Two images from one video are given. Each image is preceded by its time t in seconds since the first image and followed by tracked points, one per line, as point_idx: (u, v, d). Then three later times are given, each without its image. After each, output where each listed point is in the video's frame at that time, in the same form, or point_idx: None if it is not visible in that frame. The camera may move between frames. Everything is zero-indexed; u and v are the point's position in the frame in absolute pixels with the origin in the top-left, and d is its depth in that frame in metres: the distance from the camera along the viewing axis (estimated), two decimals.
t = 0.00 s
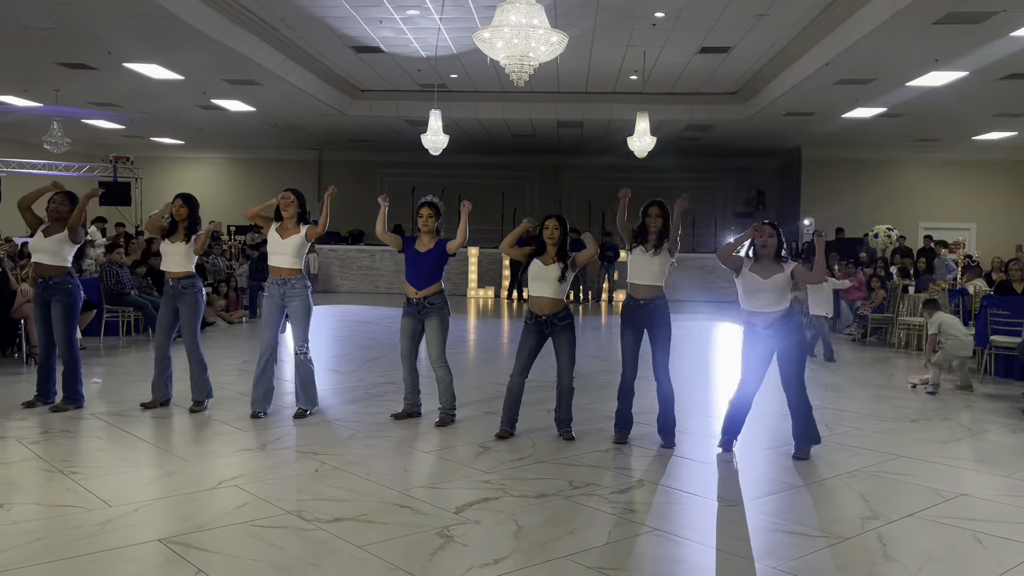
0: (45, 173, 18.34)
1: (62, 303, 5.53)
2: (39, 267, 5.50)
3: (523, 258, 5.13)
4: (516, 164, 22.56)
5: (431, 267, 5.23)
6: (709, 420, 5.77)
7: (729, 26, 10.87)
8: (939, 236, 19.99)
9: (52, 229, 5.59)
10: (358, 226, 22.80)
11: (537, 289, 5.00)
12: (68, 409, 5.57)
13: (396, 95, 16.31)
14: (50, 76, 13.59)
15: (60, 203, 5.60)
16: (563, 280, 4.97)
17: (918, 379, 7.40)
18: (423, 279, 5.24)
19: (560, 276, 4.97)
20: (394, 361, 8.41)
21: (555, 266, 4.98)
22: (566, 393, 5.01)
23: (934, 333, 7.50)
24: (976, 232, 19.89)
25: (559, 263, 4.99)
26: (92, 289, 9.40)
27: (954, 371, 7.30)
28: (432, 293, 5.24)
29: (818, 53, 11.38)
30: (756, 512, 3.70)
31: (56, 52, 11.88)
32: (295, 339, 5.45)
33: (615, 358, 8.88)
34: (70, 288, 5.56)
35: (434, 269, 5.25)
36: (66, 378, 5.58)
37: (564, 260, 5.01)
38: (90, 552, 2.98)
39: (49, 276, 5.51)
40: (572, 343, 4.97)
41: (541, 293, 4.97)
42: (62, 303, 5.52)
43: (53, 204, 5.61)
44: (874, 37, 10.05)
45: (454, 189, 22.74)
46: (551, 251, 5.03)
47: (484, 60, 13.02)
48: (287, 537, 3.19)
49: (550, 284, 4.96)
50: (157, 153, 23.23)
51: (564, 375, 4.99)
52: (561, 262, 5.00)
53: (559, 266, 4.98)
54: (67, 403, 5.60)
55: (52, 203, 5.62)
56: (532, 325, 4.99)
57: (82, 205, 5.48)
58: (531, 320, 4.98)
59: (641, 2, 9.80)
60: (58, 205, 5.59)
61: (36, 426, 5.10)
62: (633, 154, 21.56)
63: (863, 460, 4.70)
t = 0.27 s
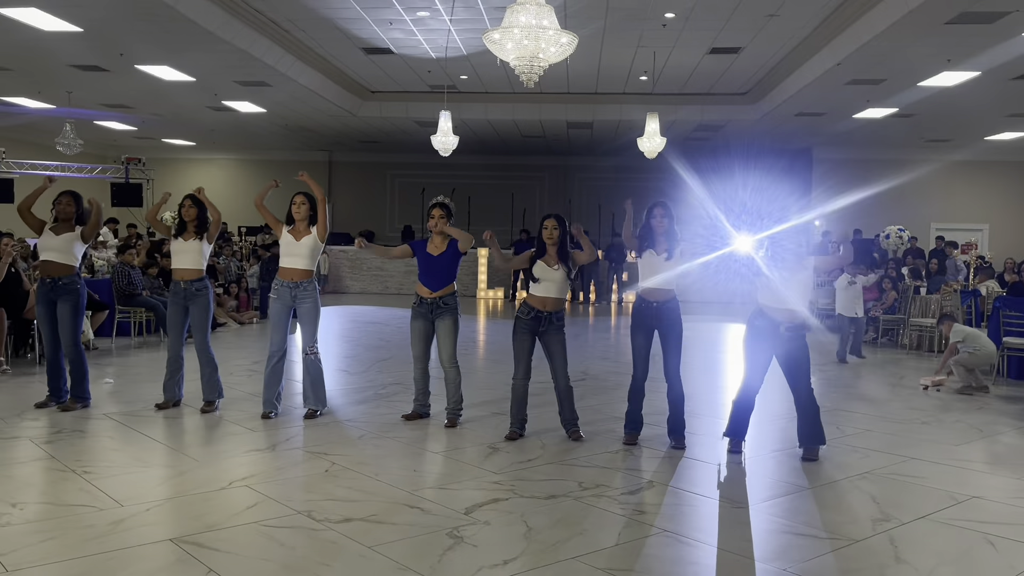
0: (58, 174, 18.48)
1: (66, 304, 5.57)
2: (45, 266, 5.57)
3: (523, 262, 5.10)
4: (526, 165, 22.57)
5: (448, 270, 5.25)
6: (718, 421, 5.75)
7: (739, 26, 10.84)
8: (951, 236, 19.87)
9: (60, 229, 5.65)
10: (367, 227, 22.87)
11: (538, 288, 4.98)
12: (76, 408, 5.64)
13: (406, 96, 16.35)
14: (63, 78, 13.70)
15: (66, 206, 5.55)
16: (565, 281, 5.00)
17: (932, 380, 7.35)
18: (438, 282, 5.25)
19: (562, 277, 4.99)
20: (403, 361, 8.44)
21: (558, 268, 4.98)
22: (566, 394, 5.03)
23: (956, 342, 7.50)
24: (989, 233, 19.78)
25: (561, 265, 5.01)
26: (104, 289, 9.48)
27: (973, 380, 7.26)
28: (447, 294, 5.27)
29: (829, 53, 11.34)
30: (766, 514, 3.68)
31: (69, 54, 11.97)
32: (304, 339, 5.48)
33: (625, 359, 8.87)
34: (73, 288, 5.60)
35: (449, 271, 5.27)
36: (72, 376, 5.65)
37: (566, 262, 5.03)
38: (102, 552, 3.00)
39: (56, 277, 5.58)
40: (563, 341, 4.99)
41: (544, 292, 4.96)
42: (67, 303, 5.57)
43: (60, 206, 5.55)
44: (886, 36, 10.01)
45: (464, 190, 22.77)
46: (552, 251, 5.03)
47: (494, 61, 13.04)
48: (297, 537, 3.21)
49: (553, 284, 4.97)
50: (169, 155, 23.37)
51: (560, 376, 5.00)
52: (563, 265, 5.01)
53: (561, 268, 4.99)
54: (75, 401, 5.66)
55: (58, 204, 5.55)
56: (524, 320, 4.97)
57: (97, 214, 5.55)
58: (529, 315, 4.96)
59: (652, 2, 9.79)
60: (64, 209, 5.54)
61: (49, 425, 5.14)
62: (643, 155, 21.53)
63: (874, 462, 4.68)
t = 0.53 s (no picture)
0: (72, 175, 18.62)
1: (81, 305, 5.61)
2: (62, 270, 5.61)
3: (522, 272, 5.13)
4: (536, 165, 22.56)
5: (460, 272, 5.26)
6: (731, 422, 5.72)
7: (750, 25, 10.79)
8: (965, 236, 19.72)
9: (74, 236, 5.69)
10: (379, 227, 22.92)
11: (539, 298, 5.00)
12: (85, 406, 5.70)
13: (417, 97, 16.37)
14: (77, 80, 13.80)
15: (79, 210, 5.65)
16: (565, 289, 5.00)
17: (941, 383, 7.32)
18: (451, 285, 5.26)
19: (563, 286, 5.00)
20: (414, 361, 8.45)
21: (557, 278, 4.99)
22: (560, 397, 4.98)
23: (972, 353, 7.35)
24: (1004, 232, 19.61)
25: (561, 274, 5.00)
26: (118, 290, 9.55)
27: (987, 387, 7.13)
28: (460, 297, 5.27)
29: (842, 52, 11.28)
30: (779, 515, 3.67)
31: (83, 56, 12.05)
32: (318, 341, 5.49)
33: (636, 360, 8.85)
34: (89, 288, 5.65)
35: (462, 275, 5.28)
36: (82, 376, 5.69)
37: (566, 271, 5.01)
38: (115, 551, 3.02)
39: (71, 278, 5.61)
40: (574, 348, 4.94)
41: (544, 301, 4.97)
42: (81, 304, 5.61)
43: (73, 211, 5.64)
44: (899, 35, 9.94)
45: (475, 190, 22.78)
46: (550, 258, 5.03)
47: (505, 61, 13.04)
48: (308, 537, 3.22)
49: (552, 293, 4.97)
50: (181, 156, 23.50)
51: (559, 380, 4.98)
52: (563, 273, 5.01)
53: (561, 278, 4.99)
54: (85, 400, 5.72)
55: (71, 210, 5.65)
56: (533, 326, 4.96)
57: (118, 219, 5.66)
58: (534, 322, 4.96)
59: (663, 2, 9.77)
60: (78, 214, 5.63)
61: (62, 425, 5.18)
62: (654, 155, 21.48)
63: (887, 463, 4.65)
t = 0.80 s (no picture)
0: (88, 175, 18.78)
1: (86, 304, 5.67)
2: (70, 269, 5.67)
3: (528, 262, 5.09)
4: (548, 164, 22.56)
5: (464, 271, 5.26)
6: (742, 420, 5.71)
7: (763, 23, 10.75)
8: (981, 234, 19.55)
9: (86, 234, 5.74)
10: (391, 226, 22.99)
11: (546, 285, 4.98)
12: (100, 404, 5.73)
13: (429, 96, 16.41)
14: (92, 81, 13.92)
15: (92, 210, 5.75)
16: (575, 276, 5.00)
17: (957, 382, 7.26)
18: (455, 283, 5.26)
19: (573, 272, 4.99)
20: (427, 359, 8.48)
21: (567, 262, 4.99)
22: (570, 391, 4.98)
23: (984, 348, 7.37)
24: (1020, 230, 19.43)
25: (571, 259, 5.01)
26: (133, 289, 9.63)
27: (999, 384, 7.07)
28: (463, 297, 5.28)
29: (855, 49, 11.22)
30: (792, 514, 3.66)
31: (98, 57, 12.16)
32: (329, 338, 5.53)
33: (649, 358, 8.85)
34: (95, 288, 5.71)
35: (466, 274, 5.28)
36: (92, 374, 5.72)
37: (575, 256, 5.03)
38: (131, 546, 3.06)
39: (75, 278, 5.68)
40: (573, 341, 4.99)
41: (553, 288, 4.95)
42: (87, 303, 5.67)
43: (86, 211, 5.74)
44: (913, 32, 9.88)
45: (487, 189, 22.81)
46: (559, 247, 5.02)
47: (516, 60, 13.06)
48: (321, 533, 3.24)
49: (561, 279, 4.97)
50: (195, 156, 23.66)
51: (567, 375, 4.98)
52: (573, 259, 5.01)
53: (570, 262, 5.00)
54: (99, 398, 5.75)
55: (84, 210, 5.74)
56: (534, 318, 4.95)
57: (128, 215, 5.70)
58: (539, 313, 4.94)
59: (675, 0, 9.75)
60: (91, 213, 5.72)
61: (78, 422, 5.24)
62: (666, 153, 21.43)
63: (901, 461, 4.62)
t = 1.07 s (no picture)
0: (103, 173, 18.92)
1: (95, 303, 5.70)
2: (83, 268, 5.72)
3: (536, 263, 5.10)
4: (561, 160, 22.51)
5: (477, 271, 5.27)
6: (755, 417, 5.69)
7: (777, 18, 10.67)
8: (998, 229, 19.36)
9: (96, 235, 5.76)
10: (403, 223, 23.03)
11: (555, 290, 4.97)
12: (114, 401, 5.77)
13: (441, 94, 16.41)
14: (107, 80, 14.01)
15: (103, 210, 5.78)
16: (582, 281, 4.99)
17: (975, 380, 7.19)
18: (467, 284, 5.26)
19: (580, 277, 4.97)
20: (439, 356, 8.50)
21: (574, 269, 4.97)
22: (581, 392, 4.96)
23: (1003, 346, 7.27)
24: None
25: (577, 266, 4.98)
26: (148, 286, 9.69)
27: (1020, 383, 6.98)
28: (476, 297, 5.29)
29: (871, 44, 11.11)
30: (805, 511, 3.63)
31: (113, 56, 12.24)
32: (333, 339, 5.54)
33: (662, 354, 8.83)
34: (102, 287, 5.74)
35: (477, 275, 5.29)
36: (101, 371, 5.75)
37: (582, 263, 5.00)
38: (145, 541, 3.08)
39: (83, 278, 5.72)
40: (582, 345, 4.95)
41: (560, 294, 4.94)
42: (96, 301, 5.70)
43: (97, 211, 5.78)
44: (929, 25, 9.77)
45: (499, 186, 22.81)
46: (568, 251, 5.02)
47: (529, 56, 13.04)
48: (334, 529, 3.25)
49: (569, 285, 4.95)
50: (209, 154, 23.79)
51: (579, 374, 4.95)
52: (579, 266, 4.99)
53: (577, 269, 4.97)
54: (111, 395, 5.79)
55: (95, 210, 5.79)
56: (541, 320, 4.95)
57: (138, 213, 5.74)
58: (546, 318, 4.94)
59: None
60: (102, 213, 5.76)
61: (94, 419, 5.28)
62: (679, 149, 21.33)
63: (916, 459, 4.58)
